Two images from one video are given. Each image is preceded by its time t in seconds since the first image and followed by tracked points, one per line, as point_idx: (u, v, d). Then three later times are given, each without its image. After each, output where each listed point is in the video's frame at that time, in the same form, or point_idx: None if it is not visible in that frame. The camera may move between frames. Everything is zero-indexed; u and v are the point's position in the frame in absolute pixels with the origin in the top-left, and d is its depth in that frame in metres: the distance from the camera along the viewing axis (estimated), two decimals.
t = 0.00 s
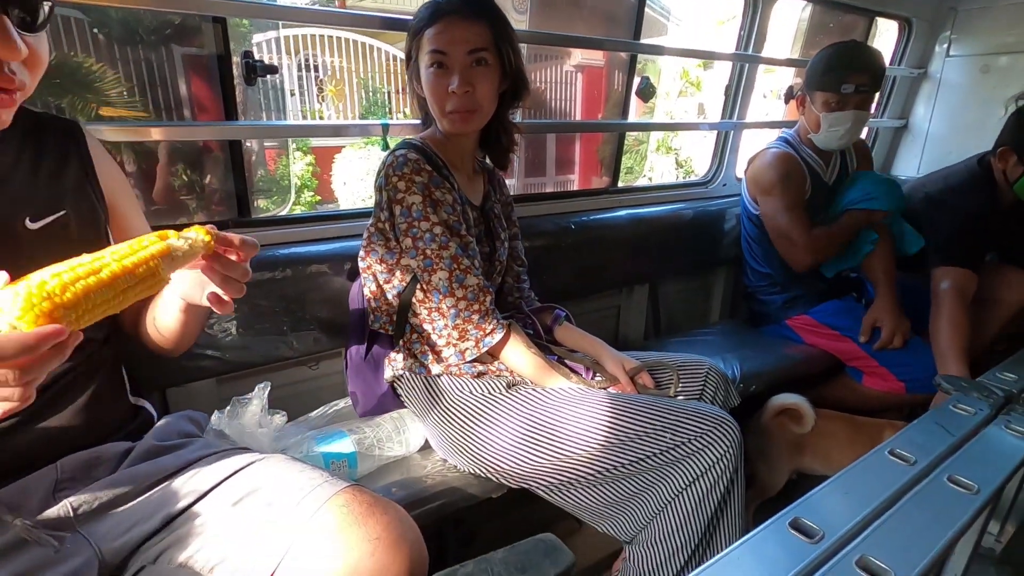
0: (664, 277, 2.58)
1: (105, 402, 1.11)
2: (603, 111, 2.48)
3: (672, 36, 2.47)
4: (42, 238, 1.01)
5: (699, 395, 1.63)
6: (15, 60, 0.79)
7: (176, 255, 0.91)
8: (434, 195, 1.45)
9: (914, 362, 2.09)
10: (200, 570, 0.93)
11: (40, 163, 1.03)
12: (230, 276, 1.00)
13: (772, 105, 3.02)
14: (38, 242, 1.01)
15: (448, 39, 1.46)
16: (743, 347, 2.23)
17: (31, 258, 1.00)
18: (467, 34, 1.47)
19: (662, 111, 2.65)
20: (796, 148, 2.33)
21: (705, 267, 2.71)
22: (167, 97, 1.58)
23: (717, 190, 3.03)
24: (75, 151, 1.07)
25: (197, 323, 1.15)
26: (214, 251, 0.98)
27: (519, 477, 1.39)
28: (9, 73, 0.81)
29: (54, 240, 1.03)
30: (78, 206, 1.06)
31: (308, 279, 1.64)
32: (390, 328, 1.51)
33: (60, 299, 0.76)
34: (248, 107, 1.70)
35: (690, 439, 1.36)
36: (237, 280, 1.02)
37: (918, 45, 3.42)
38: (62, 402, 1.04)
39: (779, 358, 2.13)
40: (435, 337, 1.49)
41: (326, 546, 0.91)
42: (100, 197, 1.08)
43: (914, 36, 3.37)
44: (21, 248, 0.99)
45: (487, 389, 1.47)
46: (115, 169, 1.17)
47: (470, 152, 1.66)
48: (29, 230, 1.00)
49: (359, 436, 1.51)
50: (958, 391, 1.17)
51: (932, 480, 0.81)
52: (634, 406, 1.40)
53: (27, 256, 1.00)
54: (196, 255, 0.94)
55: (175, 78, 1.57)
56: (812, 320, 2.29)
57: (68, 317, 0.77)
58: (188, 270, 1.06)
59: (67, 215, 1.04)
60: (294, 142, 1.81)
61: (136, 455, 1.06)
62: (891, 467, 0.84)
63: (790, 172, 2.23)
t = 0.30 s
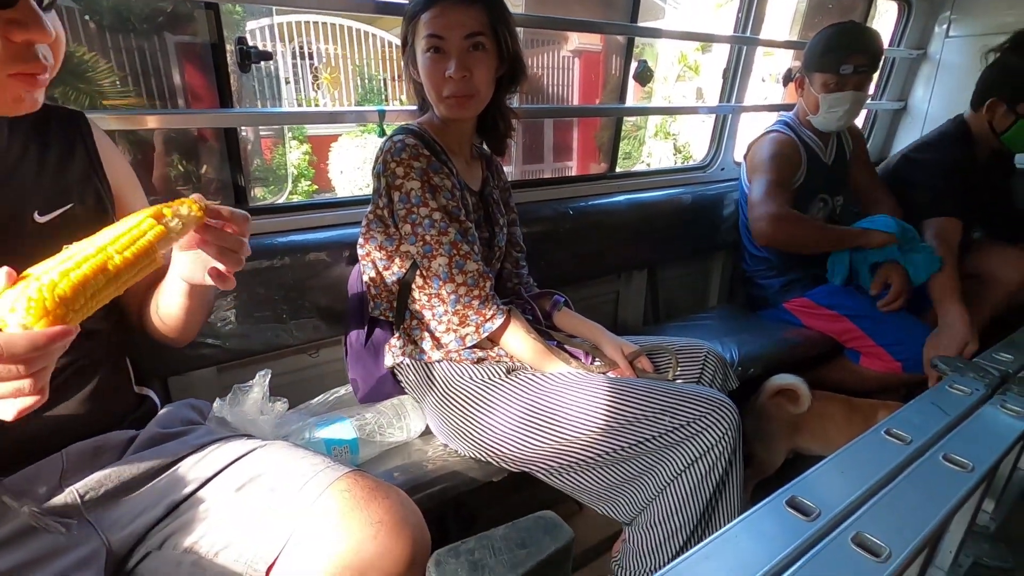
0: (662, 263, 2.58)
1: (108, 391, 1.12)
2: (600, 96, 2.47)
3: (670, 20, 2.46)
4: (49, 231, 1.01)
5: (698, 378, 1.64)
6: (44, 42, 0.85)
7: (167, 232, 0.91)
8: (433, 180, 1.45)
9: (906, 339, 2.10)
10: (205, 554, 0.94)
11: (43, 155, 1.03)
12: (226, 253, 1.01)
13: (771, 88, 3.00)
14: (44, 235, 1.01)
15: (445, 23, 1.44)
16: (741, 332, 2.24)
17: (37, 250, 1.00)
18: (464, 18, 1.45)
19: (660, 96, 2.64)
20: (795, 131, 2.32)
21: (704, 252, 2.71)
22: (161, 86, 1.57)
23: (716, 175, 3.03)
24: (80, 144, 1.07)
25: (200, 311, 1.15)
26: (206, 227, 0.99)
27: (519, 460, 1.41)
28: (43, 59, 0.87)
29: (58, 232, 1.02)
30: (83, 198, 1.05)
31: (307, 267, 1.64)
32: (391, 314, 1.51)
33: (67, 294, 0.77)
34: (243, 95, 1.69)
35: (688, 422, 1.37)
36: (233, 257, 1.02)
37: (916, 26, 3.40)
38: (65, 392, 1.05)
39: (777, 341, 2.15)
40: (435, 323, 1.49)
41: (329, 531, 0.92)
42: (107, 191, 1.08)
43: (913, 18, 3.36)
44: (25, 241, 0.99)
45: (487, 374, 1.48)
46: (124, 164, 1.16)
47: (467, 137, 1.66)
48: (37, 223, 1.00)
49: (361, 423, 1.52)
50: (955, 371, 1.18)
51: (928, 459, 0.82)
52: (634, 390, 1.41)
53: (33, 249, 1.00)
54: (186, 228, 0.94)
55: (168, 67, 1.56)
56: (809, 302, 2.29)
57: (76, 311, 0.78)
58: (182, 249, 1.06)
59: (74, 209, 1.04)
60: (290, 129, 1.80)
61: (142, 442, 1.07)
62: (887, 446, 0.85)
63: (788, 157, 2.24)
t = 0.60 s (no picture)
0: (660, 251, 2.58)
1: (109, 384, 1.12)
2: (598, 84, 2.45)
3: (668, 7, 2.44)
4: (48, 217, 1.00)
5: (698, 365, 1.65)
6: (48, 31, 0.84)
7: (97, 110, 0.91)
8: (430, 170, 1.45)
9: (902, 324, 2.11)
10: (209, 544, 0.94)
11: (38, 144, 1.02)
12: (169, 135, 0.96)
13: (769, 75, 2.99)
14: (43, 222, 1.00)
15: (445, 9, 1.43)
16: (740, 319, 2.25)
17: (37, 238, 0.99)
18: (461, 5, 1.44)
19: (658, 83, 2.63)
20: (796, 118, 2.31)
21: (702, 240, 2.71)
22: (154, 77, 1.55)
23: (714, 162, 3.02)
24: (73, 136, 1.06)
25: (189, 265, 1.12)
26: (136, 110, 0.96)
27: (520, 449, 1.42)
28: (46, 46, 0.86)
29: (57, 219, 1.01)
30: (80, 184, 1.05)
31: (306, 258, 1.63)
32: (390, 305, 1.51)
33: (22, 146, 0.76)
34: (238, 85, 1.68)
35: (688, 409, 1.38)
36: (180, 140, 0.97)
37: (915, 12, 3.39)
38: (65, 385, 1.05)
39: (775, 328, 2.15)
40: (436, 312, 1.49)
41: (333, 520, 0.92)
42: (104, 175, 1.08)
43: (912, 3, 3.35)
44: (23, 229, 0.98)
45: (488, 363, 1.48)
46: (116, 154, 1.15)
47: (465, 125, 1.65)
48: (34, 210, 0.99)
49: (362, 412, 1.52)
50: (953, 356, 1.19)
51: (927, 442, 0.83)
52: (634, 377, 1.42)
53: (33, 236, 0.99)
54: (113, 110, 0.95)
55: (162, 58, 1.54)
56: (809, 288, 2.29)
57: (51, 164, 0.77)
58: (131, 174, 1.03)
59: (71, 194, 1.03)
60: (285, 120, 1.79)
61: (145, 433, 1.07)
62: (887, 430, 0.85)
63: (788, 147, 2.23)
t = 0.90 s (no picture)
0: (663, 245, 2.57)
1: (117, 381, 1.13)
2: (599, 78, 2.44)
3: None
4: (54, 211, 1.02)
5: (702, 359, 1.64)
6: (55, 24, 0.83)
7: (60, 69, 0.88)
8: (428, 170, 1.44)
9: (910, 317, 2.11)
10: (217, 538, 0.94)
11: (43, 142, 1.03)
12: (121, 89, 0.94)
13: (771, 68, 2.98)
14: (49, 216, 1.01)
15: (452, 4, 1.42)
16: (744, 313, 2.24)
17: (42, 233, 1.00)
18: None
19: (659, 76, 2.62)
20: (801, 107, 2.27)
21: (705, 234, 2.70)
22: (154, 74, 1.55)
23: (717, 157, 3.01)
24: (74, 132, 1.08)
25: (183, 248, 1.10)
26: (86, 78, 0.94)
27: (525, 444, 1.42)
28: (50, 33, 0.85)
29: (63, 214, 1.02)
30: (84, 179, 1.06)
31: (309, 255, 1.63)
32: (389, 303, 1.51)
33: (9, 104, 0.75)
34: (239, 81, 1.67)
35: (693, 403, 1.38)
36: (137, 93, 0.95)
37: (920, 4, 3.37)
38: (75, 382, 1.05)
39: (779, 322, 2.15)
40: (439, 309, 1.49)
41: (339, 516, 0.92)
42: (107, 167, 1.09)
43: None
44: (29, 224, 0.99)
45: (492, 359, 1.49)
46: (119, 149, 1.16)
47: (466, 121, 1.64)
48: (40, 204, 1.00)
49: (368, 407, 1.53)
50: (959, 348, 1.18)
51: (933, 434, 0.83)
52: (638, 372, 1.42)
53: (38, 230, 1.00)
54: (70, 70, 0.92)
55: (162, 55, 1.54)
56: (813, 281, 2.29)
57: (34, 120, 0.78)
58: (104, 159, 1.02)
59: (76, 189, 1.04)
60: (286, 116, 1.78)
61: (153, 429, 1.08)
62: (893, 423, 0.85)
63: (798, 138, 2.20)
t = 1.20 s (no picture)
0: (667, 246, 2.57)
1: (126, 384, 1.13)
2: (602, 78, 2.44)
3: None
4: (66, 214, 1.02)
5: (708, 361, 1.64)
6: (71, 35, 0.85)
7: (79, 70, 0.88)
8: (435, 172, 1.44)
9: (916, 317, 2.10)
10: (225, 540, 0.95)
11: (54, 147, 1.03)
12: (140, 88, 0.94)
13: (775, 68, 2.97)
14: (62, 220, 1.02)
15: (466, 7, 1.44)
16: (749, 314, 2.24)
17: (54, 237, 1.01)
18: (486, 3, 1.45)
19: (663, 76, 2.62)
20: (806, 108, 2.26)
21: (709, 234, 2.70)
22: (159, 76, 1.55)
23: (721, 157, 3.00)
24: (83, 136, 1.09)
25: (197, 248, 1.11)
26: (109, 73, 0.94)
27: (531, 446, 1.42)
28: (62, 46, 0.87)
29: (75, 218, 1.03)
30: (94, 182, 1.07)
31: (315, 257, 1.64)
32: (396, 306, 1.51)
33: (22, 96, 0.75)
34: (244, 84, 1.68)
35: (699, 405, 1.37)
36: (153, 91, 0.95)
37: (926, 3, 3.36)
38: (86, 385, 1.06)
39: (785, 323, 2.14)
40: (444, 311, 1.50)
41: (346, 518, 0.93)
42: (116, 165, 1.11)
43: None
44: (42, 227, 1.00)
45: (497, 360, 1.49)
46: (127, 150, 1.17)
47: (472, 124, 1.65)
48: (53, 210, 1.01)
49: (375, 409, 1.53)
50: (967, 350, 1.17)
51: (942, 437, 0.83)
52: (644, 373, 1.42)
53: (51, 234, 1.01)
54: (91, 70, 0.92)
55: (167, 58, 1.55)
56: (819, 282, 2.28)
57: (42, 112, 0.77)
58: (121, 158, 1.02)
59: (87, 193, 1.05)
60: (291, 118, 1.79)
61: (162, 432, 1.09)
62: (901, 425, 0.85)
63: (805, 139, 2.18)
